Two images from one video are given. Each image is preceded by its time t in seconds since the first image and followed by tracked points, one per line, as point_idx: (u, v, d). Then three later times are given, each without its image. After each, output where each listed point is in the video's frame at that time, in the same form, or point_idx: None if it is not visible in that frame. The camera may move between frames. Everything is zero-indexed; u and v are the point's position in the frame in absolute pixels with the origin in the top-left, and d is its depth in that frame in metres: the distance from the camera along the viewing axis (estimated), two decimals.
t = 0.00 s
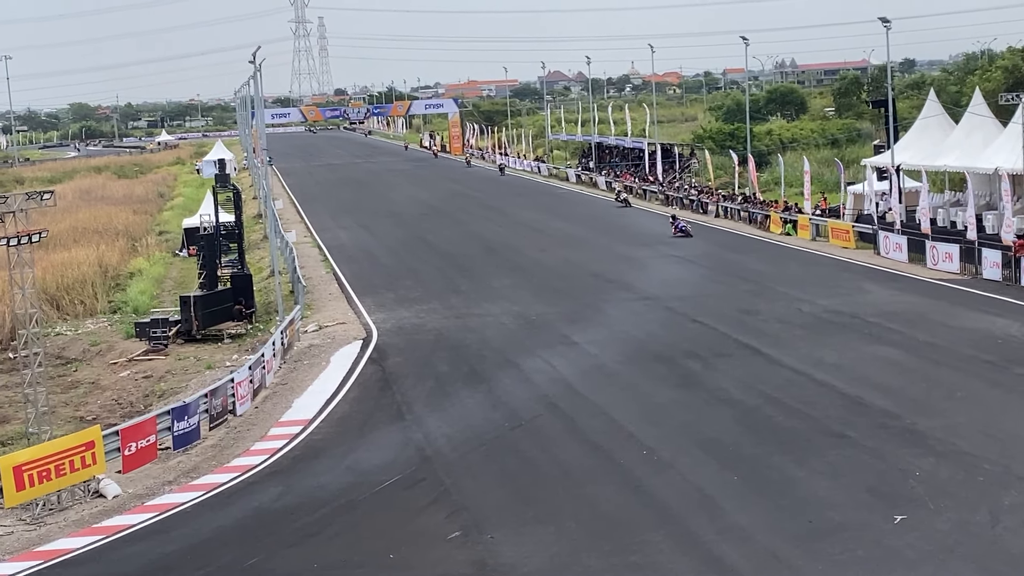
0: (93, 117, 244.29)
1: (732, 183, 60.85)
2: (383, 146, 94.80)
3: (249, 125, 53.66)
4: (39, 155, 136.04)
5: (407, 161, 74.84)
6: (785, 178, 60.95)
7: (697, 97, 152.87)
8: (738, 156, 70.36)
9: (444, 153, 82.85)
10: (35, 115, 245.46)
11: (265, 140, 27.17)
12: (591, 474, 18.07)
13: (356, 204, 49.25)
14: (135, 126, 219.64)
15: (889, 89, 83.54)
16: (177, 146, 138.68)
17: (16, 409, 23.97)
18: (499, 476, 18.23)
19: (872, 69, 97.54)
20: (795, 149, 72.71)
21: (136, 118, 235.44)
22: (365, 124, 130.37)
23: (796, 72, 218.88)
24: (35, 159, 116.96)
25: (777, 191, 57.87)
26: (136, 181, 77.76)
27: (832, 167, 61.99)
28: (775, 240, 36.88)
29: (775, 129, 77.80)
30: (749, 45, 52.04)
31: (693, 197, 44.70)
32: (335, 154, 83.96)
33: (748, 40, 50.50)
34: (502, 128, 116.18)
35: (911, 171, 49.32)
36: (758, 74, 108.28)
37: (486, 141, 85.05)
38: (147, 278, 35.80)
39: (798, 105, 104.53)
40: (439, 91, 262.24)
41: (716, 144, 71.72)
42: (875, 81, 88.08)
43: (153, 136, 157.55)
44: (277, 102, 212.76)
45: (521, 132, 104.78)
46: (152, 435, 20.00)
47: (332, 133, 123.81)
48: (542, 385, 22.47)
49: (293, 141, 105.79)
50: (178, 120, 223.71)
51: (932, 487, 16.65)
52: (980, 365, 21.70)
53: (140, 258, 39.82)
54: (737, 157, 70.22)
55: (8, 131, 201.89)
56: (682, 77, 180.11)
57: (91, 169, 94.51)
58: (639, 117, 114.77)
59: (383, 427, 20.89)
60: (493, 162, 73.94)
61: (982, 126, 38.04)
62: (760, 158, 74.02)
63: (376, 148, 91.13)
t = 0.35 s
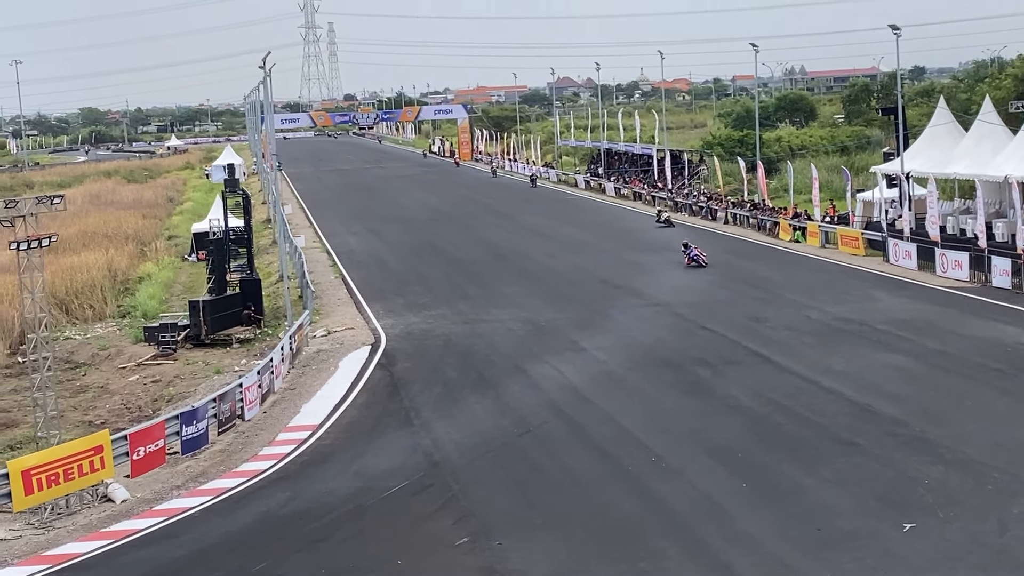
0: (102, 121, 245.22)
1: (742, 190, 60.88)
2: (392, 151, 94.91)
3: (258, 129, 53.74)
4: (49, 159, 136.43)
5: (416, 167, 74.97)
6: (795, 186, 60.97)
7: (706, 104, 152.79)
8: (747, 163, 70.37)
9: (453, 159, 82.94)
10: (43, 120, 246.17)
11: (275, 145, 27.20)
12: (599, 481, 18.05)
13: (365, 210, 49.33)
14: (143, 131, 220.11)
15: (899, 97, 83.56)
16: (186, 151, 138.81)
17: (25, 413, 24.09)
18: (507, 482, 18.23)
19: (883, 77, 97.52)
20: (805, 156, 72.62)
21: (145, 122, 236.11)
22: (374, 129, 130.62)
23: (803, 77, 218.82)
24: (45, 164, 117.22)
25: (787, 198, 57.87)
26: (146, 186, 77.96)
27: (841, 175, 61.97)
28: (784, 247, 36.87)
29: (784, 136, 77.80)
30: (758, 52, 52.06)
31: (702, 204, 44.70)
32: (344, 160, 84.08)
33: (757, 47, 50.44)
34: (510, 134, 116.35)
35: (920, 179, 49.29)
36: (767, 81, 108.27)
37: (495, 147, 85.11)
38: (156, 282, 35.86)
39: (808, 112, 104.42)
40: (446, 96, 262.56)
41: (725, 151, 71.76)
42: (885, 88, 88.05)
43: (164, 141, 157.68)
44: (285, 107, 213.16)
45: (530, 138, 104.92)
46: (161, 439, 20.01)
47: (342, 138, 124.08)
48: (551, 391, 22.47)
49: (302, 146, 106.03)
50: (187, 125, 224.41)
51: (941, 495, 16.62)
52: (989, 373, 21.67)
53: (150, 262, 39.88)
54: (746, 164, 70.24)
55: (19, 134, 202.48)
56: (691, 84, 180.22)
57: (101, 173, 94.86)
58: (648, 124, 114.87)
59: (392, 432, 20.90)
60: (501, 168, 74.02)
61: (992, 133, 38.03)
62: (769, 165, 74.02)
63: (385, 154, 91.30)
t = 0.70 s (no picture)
0: (114, 124, 246.30)
1: (753, 197, 60.87)
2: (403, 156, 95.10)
3: (269, 133, 53.86)
4: (62, 162, 137.10)
5: (426, 172, 75.06)
6: (807, 193, 60.95)
7: (717, 110, 152.71)
8: (758, 169, 70.35)
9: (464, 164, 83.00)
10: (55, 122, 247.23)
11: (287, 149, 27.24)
12: (608, 487, 18.03)
13: (376, 214, 49.41)
14: (154, 133, 220.80)
15: (911, 104, 83.50)
16: (198, 155, 139.13)
17: (36, 416, 24.24)
18: (517, 488, 18.22)
19: (895, 84, 97.34)
20: (816, 163, 72.56)
21: (156, 126, 236.92)
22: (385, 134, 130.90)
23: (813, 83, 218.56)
24: (59, 168, 117.76)
25: (798, 205, 57.82)
26: (158, 189, 78.27)
27: (853, 182, 61.93)
28: (794, 254, 36.84)
29: (795, 143, 77.75)
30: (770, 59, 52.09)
31: (713, 211, 44.69)
32: (355, 164, 84.26)
33: (769, 54, 50.28)
34: (521, 139, 116.50)
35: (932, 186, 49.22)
36: (779, 87, 108.24)
37: (506, 152, 85.20)
38: (167, 286, 35.96)
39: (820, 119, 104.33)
40: (456, 99, 262.93)
41: (736, 158, 71.76)
42: (897, 95, 87.93)
43: (176, 146, 158.26)
44: (295, 111, 213.70)
45: (541, 143, 105.08)
46: (171, 442, 20.05)
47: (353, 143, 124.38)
48: (561, 397, 22.46)
49: (313, 151, 106.34)
50: (198, 128, 225.07)
51: (952, 504, 16.58)
52: (1000, 382, 21.62)
53: (161, 265, 39.99)
54: (757, 170, 70.23)
55: (31, 137, 203.41)
56: (702, 90, 180.26)
57: (114, 176, 95.33)
58: (658, 130, 114.91)
59: (402, 437, 20.90)
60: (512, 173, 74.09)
61: (1004, 142, 37.95)
62: (780, 172, 73.98)
63: (396, 158, 91.48)
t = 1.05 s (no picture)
0: (125, 124, 247.13)
1: (765, 203, 60.84)
2: (415, 159, 95.26)
3: (281, 134, 53.93)
4: (75, 162, 137.59)
5: (437, 174, 75.13)
6: (820, 199, 60.86)
7: (730, 114, 152.60)
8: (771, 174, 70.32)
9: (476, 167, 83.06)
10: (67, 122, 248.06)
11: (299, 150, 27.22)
12: (618, 491, 18.02)
13: (387, 216, 49.47)
14: (166, 134, 221.35)
15: (924, 110, 83.34)
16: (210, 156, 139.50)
17: (48, 415, 24.35)
18: (526, 491, 18.22)
19: (908, 89, 97.17)
20: (828, 168, 72.56)
21: (167, 127, 237.58)
22: (397, 137, 131.14)
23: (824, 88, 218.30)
24: (74, 168, 118.19)
25: (810, 210, 57.77)
26: (171, 190, 78.50)
27: (866, 188, 61.84)
28: (805, 259, 36.81)
29: (808, 148, 77.68)
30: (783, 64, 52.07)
31: (725, 215, 44.66)
32: (367, 166, 84.41)
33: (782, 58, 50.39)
34: (533, 143, 116.56)
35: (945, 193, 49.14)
36: (792, 92, 108.16)
37: (518, 156, 85.29)
38: (179, 286, 36.02)
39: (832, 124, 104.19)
40: (466, 102, 263.23)
41: (749, 163, 71.75)
42: (910, 101, 87.81)
43: (188, 147, 158.68)
44: (307, 113, 214.18)
45: (553, 146, 105.17)
46: (181, 443, 20.08)
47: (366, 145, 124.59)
48: (571, 400, 22.46)
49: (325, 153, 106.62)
50: (208, 129, 225.61)
51: (963, 511, 16.54)
52: (1012, 389, 21.57)
53: (173, 266, 40.06)
54: (770, 175, 70.20)
55: (43, 137, 204.14)
56: (713, 95, 180.16)
57: (126, 177, 95.65)
58: (671, 134, 114.85)
59: (412, 439, 20.92)
60: (523, 177, 74.14)
61: (1017, 148, 37.88)
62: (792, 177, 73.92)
63: (407, 161, 91.65)
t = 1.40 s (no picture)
0: (137, 122, 247.83)
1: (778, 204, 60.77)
2: (428, 158, 95.41)
3: (295, 133, 54.06)
4: (91, 159, 138.15)
5: (450, 174, 75.21)
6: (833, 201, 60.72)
7: (744, 116, 152.51)
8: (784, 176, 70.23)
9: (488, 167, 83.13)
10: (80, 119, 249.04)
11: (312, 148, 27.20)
12: (629, 492, 18.01)
13: (399, 215, 49.53)
14: (179, 132, 221.91)
15: (940, 113, 83.10)
16: (223, 155, 139.88)
17: (61, 411, 24.47)
18: (537, 491, 18.23)
19: (924, 92, 96.95)
20: (842, 171, 72.42)
21: (180, 125, 238.18)
22: (411, 136, 131.26)
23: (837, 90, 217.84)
24: (90, 165, 118.64)
25: (824, 212, 57.67)
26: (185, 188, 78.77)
27: (880, 191, 61.72)
28: (818, 261, 36.74)
29: (822, 150, 77.58)
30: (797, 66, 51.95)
31: (738, 217, 44.62)
32: (380, 165, 84.55)
33: (795, 60, 49.65)
34: (547, 143, 116.59)
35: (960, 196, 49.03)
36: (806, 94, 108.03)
37: (532, 156, 85.28)
38: (191, 284, 36.10)
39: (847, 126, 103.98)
40: (478, 102, 263.56)
41: (762, 164, 71.66)
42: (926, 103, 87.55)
43: (203, 145, 159.15)
44: (319, 111, 214.55)
45: (566, 147, 105.22)
46: (193, 440, 20.12)
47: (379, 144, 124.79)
48: (582, 401, 22.46)
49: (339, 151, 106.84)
50: (221, 127, 226.14)
51: (975, 515, 16.49)
52: None
53: (186, 263, 40.16)
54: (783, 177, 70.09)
55: (58, 134, 205.11)
56: (727, 96, 179.96)
57: (141, 174, 95.92)
58: (684, 135, 114.74)
59: (424, 438, 20.95)
60: (536, 177, 74.18)
61: None
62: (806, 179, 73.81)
63: (421, 160, 91.79)
